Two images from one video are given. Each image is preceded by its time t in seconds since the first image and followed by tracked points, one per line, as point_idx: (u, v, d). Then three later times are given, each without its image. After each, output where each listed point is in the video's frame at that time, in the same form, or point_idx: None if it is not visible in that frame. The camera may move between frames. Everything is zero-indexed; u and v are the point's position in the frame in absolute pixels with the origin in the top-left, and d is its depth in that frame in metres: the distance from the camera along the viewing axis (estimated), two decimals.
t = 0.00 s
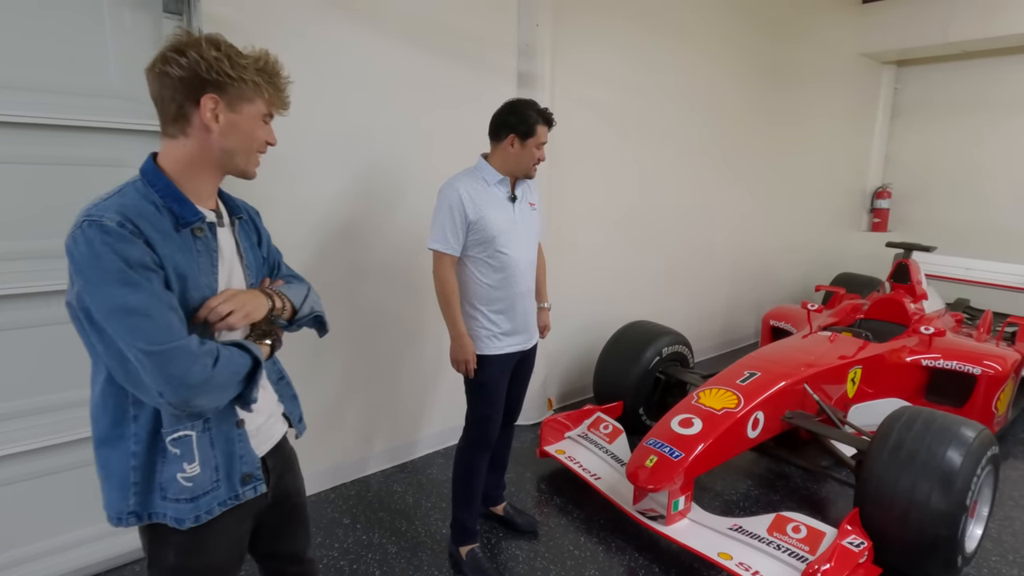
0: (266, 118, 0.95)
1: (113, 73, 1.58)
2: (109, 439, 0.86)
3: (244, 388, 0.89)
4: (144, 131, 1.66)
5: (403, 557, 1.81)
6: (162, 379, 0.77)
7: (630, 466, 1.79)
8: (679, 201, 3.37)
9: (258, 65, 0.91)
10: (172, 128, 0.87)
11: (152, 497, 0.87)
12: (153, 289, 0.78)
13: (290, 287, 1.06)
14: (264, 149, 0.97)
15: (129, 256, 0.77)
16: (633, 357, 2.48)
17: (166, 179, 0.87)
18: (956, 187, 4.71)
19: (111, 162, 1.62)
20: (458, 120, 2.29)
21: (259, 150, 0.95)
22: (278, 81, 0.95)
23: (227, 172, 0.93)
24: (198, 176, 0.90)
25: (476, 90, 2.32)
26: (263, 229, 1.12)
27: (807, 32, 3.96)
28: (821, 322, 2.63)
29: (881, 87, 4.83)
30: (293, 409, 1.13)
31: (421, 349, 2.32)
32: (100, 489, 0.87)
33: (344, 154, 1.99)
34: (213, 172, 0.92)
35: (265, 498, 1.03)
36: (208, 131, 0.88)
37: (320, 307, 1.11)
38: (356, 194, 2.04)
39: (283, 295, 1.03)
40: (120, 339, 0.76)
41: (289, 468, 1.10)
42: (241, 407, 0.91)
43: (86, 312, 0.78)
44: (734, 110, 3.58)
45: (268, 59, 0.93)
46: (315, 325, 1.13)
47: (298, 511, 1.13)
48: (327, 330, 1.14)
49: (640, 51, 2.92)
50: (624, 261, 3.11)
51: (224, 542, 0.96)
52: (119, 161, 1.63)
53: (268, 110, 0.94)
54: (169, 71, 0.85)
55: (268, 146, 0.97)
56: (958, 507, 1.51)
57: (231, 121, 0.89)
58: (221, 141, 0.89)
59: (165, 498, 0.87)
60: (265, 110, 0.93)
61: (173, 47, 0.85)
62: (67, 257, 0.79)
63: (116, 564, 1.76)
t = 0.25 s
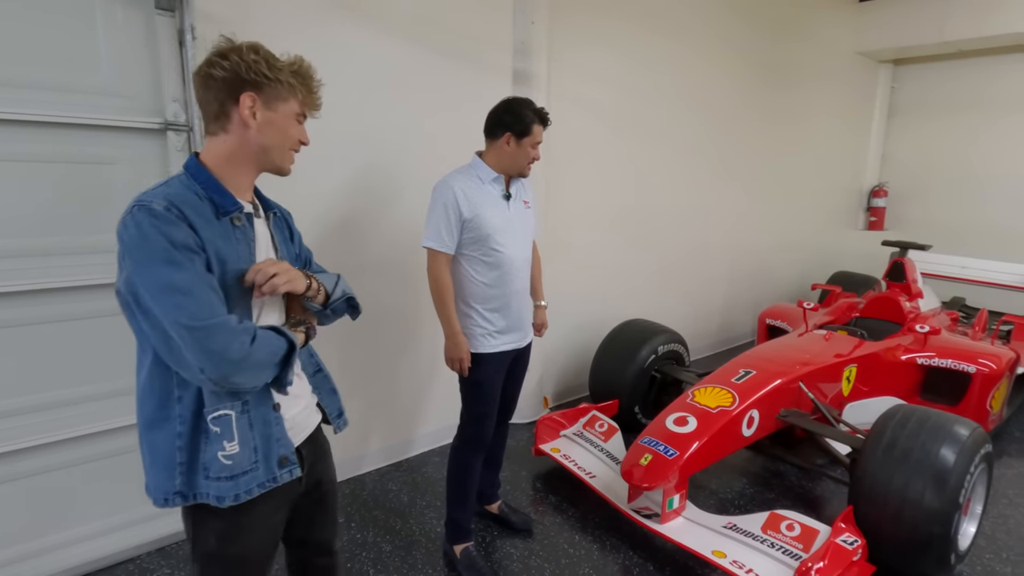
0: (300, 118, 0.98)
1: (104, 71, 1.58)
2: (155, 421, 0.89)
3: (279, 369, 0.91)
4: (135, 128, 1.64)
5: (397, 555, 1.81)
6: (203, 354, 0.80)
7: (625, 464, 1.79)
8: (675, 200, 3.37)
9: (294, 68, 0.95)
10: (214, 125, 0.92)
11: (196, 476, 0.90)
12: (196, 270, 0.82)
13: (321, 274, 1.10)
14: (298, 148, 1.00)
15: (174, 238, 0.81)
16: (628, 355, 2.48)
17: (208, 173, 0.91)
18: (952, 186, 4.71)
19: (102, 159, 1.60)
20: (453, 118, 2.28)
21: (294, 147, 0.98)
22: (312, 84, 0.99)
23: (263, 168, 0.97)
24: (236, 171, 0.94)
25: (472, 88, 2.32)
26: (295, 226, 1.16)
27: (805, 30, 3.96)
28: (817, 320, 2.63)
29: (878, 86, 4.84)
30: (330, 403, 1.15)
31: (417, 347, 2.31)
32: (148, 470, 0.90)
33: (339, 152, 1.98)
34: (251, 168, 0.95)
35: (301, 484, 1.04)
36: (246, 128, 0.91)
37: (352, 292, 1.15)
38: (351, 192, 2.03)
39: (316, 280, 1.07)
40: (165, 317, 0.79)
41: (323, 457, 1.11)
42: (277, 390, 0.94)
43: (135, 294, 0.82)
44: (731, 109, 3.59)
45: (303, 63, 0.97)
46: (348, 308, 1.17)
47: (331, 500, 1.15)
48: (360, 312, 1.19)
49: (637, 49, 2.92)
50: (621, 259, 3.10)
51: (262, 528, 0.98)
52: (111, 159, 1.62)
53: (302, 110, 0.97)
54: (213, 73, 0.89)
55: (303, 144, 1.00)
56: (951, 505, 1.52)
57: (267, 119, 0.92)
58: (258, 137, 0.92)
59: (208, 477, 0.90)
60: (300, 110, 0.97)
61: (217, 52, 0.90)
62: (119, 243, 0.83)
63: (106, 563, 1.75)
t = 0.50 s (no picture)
0: (330, 118, 1.00)
1: (89, 67, 1.56)
2: (181, 404, 0.91)
3: (301, 360, 0.94)
4: (121, 125, 1.62)
5: (389, 554, 1.80)
6: (234, 342, 0.82)
7: (617, 462, 1.79)
8: (669, 196, 3.37)
9: (325, 71, 0.97)
10: (249, 125, 0.94)
11: (216, 459, 0.92)
12: (231, 261, 0.84)
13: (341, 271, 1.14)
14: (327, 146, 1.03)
15: (213, 230, 0.84)
16: (622, 352, 2.48)
17: (244, 169, 0.93)
18: (946, 183, 4.72)
19: (87, 156, 1.59)
20: (446, 115, 2.27)
21: (323, 147, 1.00)
22: (341, 86, 1.01)
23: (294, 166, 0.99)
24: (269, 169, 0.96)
25: (464, 86, 2.31)
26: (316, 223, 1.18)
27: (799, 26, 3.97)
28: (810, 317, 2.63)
29: (872, 83, 4.85)
30: (338, 395, 1.15)
31: (409, 345, 2.31)
32: (169, 451, 0.92)
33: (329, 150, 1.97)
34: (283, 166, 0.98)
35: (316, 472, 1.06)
36: (281, 128, 0.94)
37: (369, 287, 1.19)
38: (341, 190, 2.02)
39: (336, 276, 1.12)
40: (200, 304, 0.81)
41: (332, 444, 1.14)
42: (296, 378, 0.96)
43: (171, 281, 0.84)
44: (726, 105, 3.59)
45: (334, 66, 0.99)
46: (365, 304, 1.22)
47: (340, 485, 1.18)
48: (377, 308, 1.24)
49: (631, 45, 2.91)
50: (615, 256, 3.10)
51: (288, 511, 1.00)
52: (97, 157, 1.60)
53: (332, 111, 1.00)
54: (250, 76, 0.92)
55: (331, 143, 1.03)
56: (942, 501, 1.52)
57: (301, 120, 0.94)
58: (292, 137, 0.95)
59: (227, 459, 0.92)
60: (330, 111, 0.99)
61: (253, 55, 0.93)
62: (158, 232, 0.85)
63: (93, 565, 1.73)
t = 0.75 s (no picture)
0: (334, 119, 1.00)
1: (75, 63, 1.55)
2: (188, 399, 0.91)
3: (308, 355, 0.95)
4: (107, 122, 1.61)
5: (380, 552, 1.80)
6: (249, 336, 0.84)
7: (609, 459, 1.79)
8: (662, 193, 3.36)
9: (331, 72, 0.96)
10: (254, 123, 0.93)
11: (225, 453, 0.92)
12: (244, 257, 0.85)
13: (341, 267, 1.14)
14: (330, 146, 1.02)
15: (227, 227, 0.84)
16: (615, 349, 2.48)
17: (251, 168, 0.92)
18: (938, 179, 4.74)
19: (74, 153, 1.57)
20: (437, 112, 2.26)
21: (327, 147, 1.00)
22: (347, 87, 1.00)
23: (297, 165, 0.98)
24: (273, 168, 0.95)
25: (456, 82, 2.30)
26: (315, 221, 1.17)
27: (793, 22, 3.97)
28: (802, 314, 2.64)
29: (866, 80, 4.85)
30: (335, 390, 1.14)
31: (402, 343, 2.30)
32: (175, 445, 0.92)
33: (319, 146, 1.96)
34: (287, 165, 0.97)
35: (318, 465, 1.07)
36: (287, 127, 0.93)
37: (370, 283, 1.17)
38: (332, 186, 2.00)
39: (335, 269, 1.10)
40: (215, 299, 0.82)
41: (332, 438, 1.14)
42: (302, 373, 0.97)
43: (182, 276, 0.84)
44: (719, 102, 3.58)
45: (340, 67, 0.98)
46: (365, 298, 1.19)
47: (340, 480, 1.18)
48: (377, 300, 1.22)
49: (623, 41, 2.90)
50: (608, 253, 3.10)
51: (291, 504, 1.01)
52: (83, 154, 1.59)
53: (337, 112, 0.99)
54: (258, 74, 0.91)
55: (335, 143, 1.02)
56: (932, 497, 1.53)
57: (307, 120, 0.94)
58: (297, 137, 0.94)
59: (237, 454, 0.92)
60: (335, 112, 0.98)
61: (261, 53, 0.92)
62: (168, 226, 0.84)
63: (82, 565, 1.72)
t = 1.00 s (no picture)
0: (309, 109, 0.99)
1: (61, 59, 1.53)
2: (195, 406, 0.90)
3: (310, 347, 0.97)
4: (94, 118, 1.59)
5: (373, 550, 1.80)
6: (254, 334, 0.84)
7: (601, 456, 1.79)
8: (655, 190, 3.36)
9: (304, 61, 0.95)
10: (228, 118, 0.92)
11: (241, 455, 0.92)
12: (240, 254, 0.85)
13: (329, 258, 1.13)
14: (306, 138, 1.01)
15: (220, 226, 0.83)
16: (609, 346, 2.48)
17: (231, 165, 0.91)
18: (932, 176, 4.74)
19: (60, 150, 1.56)
20: (429, 108, 2.25)
21: (304, 139, 0.99)
22: (321, 76, 0.99)
23: (274, 159, 0.98)
24: (252, 163, 0.95)
25: (447, 78, 2.29)
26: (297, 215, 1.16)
27: (787, 19, 3.96)
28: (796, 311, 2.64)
29: (860, 77, 4.85)
30: (333, 384, 1.13)
31: (394, 340, 2.29)
32: (187, 454, 0.91)
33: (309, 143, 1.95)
34: (265, 159, 0.96)
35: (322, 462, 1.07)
36: (261, 121, 0.92)
37: (359, 269, 1.16)
38: (322, 183, 2.00)
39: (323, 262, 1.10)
40: (217, 300, 0.82)
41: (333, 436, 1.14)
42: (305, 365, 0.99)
43: (177, 282, 0.83)
44: (712, 99, 3.58)
45: (312, 56, 0.97)
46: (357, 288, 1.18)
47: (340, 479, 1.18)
48: (368, 290, 1.20)
49: (617, 37, 2.89)
50: (601, 250, 3.09)
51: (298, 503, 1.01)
52: (70, 150, 1.57)
53: (312, 102, 0.98)
54: (228, 67, 0.89)
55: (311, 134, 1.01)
56: (921, 492, 1.53)
57: (281, 112, 0.93)
58: (273, 130, 0.93)
59: (253, 454, 0.92)
60: (310, 102, 0.98)
61: (229, 44, 0.90)
62: (158, 233, 0.83)
63: (72, 564, 1.71)
